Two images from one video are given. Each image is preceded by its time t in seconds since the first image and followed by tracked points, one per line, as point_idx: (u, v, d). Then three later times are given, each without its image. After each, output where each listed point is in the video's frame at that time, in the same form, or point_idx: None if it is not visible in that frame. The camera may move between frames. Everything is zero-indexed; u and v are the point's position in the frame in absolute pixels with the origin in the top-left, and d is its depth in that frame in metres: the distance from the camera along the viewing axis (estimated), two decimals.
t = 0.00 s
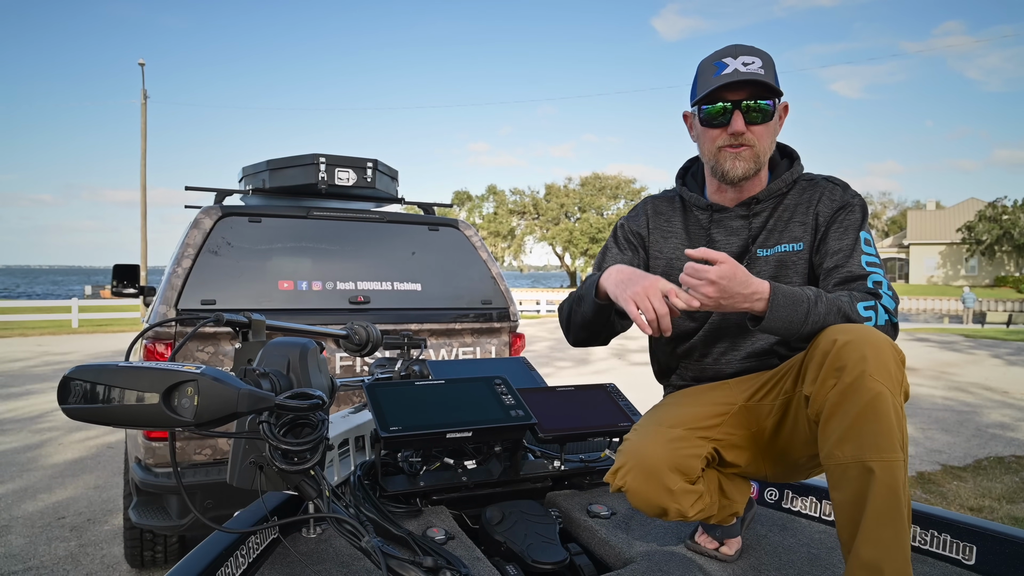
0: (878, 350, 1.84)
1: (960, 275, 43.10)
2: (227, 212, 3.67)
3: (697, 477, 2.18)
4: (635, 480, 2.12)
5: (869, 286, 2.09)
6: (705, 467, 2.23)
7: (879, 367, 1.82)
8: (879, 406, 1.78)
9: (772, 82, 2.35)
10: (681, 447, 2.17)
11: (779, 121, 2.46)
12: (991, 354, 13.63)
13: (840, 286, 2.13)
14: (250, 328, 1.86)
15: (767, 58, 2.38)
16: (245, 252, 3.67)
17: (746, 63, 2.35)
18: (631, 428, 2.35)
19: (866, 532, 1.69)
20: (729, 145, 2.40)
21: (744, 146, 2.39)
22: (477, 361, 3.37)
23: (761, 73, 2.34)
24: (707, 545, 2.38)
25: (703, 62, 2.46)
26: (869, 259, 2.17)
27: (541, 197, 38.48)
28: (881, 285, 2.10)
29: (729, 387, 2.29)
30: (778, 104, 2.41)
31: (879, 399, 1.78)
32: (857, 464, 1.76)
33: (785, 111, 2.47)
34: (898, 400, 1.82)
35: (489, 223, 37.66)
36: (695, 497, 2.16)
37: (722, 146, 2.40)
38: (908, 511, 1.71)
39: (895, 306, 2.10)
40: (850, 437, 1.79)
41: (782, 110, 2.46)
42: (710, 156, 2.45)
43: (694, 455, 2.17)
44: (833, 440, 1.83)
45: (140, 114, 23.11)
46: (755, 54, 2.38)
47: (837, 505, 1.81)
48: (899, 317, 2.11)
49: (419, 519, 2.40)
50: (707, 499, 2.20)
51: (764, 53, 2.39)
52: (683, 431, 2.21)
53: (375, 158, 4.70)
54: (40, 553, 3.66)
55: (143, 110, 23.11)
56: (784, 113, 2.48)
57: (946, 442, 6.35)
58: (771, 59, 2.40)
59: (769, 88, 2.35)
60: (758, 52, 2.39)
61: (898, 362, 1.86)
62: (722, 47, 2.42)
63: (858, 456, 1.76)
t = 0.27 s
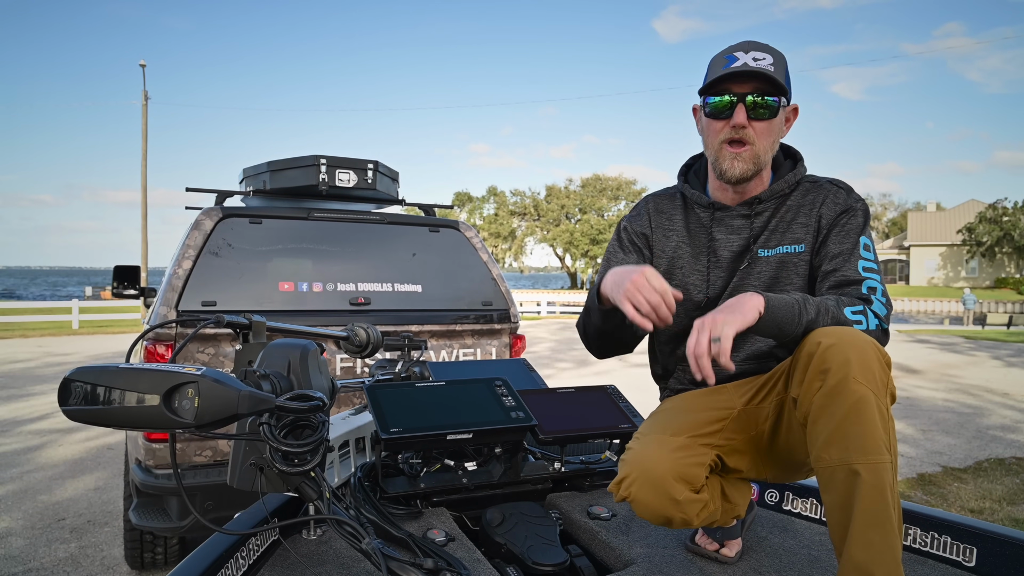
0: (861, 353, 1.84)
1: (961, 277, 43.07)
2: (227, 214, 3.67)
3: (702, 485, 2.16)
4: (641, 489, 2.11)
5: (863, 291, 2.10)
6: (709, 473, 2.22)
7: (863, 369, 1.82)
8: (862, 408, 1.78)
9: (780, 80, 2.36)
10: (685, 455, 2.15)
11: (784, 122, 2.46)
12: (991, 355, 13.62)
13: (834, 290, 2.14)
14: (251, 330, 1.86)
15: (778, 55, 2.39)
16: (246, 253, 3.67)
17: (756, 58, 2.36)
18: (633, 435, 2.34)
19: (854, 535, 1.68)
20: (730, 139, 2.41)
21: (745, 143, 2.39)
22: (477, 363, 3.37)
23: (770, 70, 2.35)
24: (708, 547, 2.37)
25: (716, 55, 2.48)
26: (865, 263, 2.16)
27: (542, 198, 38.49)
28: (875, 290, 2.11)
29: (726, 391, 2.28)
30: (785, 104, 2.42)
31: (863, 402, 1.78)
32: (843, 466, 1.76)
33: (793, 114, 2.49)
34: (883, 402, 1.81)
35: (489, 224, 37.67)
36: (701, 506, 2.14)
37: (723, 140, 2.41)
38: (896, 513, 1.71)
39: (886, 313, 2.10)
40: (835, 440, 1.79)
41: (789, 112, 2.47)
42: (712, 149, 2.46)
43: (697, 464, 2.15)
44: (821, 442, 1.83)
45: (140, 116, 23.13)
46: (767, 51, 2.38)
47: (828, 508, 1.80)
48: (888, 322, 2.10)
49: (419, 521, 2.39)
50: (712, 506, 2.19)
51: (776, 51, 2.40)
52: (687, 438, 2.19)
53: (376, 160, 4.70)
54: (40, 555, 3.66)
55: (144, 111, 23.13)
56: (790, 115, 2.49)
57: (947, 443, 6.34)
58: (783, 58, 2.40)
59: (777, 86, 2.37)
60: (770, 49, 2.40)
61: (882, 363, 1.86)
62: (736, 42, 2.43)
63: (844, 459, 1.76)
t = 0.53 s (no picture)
0: (868, 353, 1.83)
1: (961, 277, 43.06)
2: (228, 214, 3.68)
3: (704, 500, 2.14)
4: (643, 506, 2.09)
5: (860, 284, 2.10)
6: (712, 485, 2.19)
7: (870, 370, 1.82)
8: (869, 409, 1.78)
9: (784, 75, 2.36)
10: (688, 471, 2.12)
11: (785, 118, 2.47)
12: (992, 356, 13.60)
13: (831, 284, 2.15)
14: (251, 330, 1.86)
15: (783, 50, 2.38)
16: (246, 253, 3.67)
17: (763, 52, 2.35)
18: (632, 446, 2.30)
19: (858, 537, 1.69)
20: (731, 129, 2.40)
21: (745, 132, 2.39)
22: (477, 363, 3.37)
23: (776, 65, 2.34)
24: (707, 548, 2.38)
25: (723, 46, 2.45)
26: (864, 255, 2.16)
27: (542, 198, 38.50)
28: (872, 283, 2.10)
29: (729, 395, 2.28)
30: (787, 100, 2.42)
31: (870, 403, 1.78)
32: (848, 467, 1.76)
33: (794, 112, 2.50)
34: (889, 403, 1.81)
35: (490, 225, 37.68)
36: (704, 521, 2.12)
37: (723, 129, 2.41)
38: (901, 515, 1.71)
39: (884, 305, 2.09)
40: (841, 441, 1.79)
41: (790, 109, 2.47)
42: (712, 138, 2.46)
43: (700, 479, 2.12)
44: (826, 443, 1.83)
45: (141, 116, 23.15)
46: (774, 46, 2.37)
47: (831, 510, 1.81)
48: (889, 317, 2.12)
49: (420, 521, 2.38)
50: (714, 520, 2.17)
51: (782, 47, 2.39)
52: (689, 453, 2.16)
53: (376, 160, 4.70)
54: (40, 555, 3.66)
55: (144, 112, 23.15)
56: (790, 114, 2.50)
57: (947, 444, 6.34)
58: (788, 55, 2.39)
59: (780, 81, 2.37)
60: (776, 45, 2.39)
61: (890, 364, 1.85)
62: (743, 35, 2.41)
63: (850, 460, 1.77)
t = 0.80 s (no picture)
0: (867, 351, 1.83)
1: (962, 276, 43.05)
2: (228, 212, 3.68)
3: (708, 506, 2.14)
4: (646, 514, 2.10)
5: (862, 285, 2.10)
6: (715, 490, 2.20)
7: (868, 368, 1.82)
8: (867, 407, 1.78)
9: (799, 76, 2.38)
10: (690, 478, 2.13)
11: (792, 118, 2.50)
12: (992, 355, 13.60)
13: (832, 282, 2.15)
14: (252, 328, 1.87)
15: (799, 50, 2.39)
16: (247, 251, 3.67)
17: (780, 51, 2.35)
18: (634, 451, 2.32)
19: (855, 537, 1.69)
20: (748, 127, 2.39)
21: (760, 132, 2.39)
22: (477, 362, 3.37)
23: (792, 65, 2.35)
24: (708, 546, 2.38)
25: (736, 40, 2.44)
26: (864, 258, 2.15)
27: (542, 197, 38.48)
28: (874, 285, 2.10)
29: (730, 395, 2.28)
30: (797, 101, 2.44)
31: (868, 401, 1.78)
32: (846, 466, 1.77)
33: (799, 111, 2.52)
34: (888, 401, 1.81)
35: (490, 223, 37.68)
36: (708, 527, 2.12)
37: (739, 126, 2.39)
38: (899, 514, 1.71)
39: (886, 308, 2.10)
40: (839, 440, 1.80)
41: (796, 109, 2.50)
42: (725, 135, 2.43)
43: (703, 485, 2.13)
44: (824, 442, 1.83)
45: (141, 115, 23.14)
46: (789, 44, 2.38)
47: (829, 508, 1.81)
48: (891, 318, 2.11)
49: (420, 519, 2.38)
50: (717, 525, 2.17)
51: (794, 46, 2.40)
52: (691, 458, 2.18)
53: (376, 158, 4.70)
54: (41, 553, 3.66)
55: (144, 111, 23.14)
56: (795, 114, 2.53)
57: (947, 442, 6.34)
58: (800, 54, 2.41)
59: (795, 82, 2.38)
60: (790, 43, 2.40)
61: (889, 362, 1.85)
62: (757, 31, 2.41)
63: (848, 459, 1.77)
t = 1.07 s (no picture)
0: (868, 353, 1.83)
1: (962, 276, 43.04)
2: (228, 213, 3.68)
3: (711, 508, 2.15)
4: (651, 516, 2.09)
5: (866, 285, 2.11)
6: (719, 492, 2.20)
7: (870, 369, 1.81)
8: (868, 409, 1.78)
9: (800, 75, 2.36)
10: (695, 480, 2.14)
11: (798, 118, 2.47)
12: (992, 355, 13.60)
13: (837, 282, 2.15)
14: (252, 329, 1.87)
15: (801, 50, 2.39)
16: (247, 252, 3.68)
17: (779, 51, 2.35)
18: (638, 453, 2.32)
19: (855, 538, 1.69)
20: (745, 133, 2.40)
21: (759, 136, 2.39)
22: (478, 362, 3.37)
23: (792, 64, 2.35)
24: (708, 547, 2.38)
25: (735, 42, 2.46)
26: (868, 257, 2.17)
27: (542, 197, 38.48)
28: (877, 285, 2.11)
29: (735, 397, 2.29)
30: (801, 101, 2.42)
31: (869, 403, 1.78)
32: (847, 467, 1.77)
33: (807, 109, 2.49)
34: (890, 403, 1.81)
35: (490, 224, 37.69)
36: (712, 530, 2.13)
37: (737, 133, 2.41)
38: (899, 516, 1.71)
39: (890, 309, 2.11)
40: (840, 441, 1.80)
41: (803, 108, 2.47)
42: (724, 140, 2.45)
43: (707, 487, 2.14)
44: (825, 442, 1.84)
45: (141, 115, 23.14)
46: (790, 44, 2.38)
47: (830, 510, 1.81)
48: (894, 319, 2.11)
49: (420, 519, 2.38)
50: (721, 527, 2.18)
51: (797, 45, 2.39)
52: (696, 460, 2.18)
53: (376, 159, 4.70)
54: (41, 554, 3.66)
55: (144, 111, 23.14)
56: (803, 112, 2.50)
57: (947, 443, 6.35)
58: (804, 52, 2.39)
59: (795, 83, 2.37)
60: (792, 43, 2.39)
61: (891, 363, 1.84)
62: (757, 31, 2.42)
63: (848, 460, 1.77)
